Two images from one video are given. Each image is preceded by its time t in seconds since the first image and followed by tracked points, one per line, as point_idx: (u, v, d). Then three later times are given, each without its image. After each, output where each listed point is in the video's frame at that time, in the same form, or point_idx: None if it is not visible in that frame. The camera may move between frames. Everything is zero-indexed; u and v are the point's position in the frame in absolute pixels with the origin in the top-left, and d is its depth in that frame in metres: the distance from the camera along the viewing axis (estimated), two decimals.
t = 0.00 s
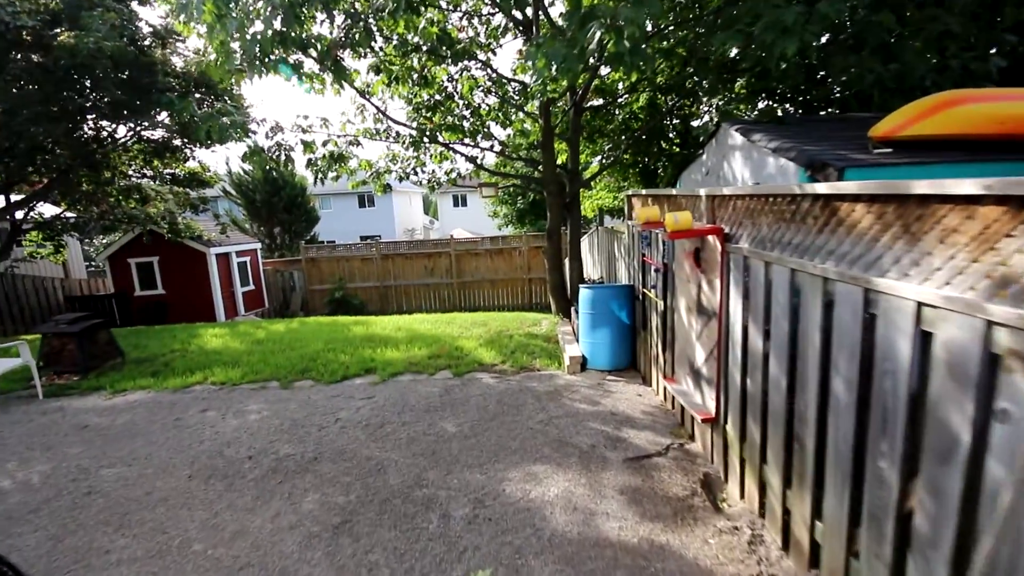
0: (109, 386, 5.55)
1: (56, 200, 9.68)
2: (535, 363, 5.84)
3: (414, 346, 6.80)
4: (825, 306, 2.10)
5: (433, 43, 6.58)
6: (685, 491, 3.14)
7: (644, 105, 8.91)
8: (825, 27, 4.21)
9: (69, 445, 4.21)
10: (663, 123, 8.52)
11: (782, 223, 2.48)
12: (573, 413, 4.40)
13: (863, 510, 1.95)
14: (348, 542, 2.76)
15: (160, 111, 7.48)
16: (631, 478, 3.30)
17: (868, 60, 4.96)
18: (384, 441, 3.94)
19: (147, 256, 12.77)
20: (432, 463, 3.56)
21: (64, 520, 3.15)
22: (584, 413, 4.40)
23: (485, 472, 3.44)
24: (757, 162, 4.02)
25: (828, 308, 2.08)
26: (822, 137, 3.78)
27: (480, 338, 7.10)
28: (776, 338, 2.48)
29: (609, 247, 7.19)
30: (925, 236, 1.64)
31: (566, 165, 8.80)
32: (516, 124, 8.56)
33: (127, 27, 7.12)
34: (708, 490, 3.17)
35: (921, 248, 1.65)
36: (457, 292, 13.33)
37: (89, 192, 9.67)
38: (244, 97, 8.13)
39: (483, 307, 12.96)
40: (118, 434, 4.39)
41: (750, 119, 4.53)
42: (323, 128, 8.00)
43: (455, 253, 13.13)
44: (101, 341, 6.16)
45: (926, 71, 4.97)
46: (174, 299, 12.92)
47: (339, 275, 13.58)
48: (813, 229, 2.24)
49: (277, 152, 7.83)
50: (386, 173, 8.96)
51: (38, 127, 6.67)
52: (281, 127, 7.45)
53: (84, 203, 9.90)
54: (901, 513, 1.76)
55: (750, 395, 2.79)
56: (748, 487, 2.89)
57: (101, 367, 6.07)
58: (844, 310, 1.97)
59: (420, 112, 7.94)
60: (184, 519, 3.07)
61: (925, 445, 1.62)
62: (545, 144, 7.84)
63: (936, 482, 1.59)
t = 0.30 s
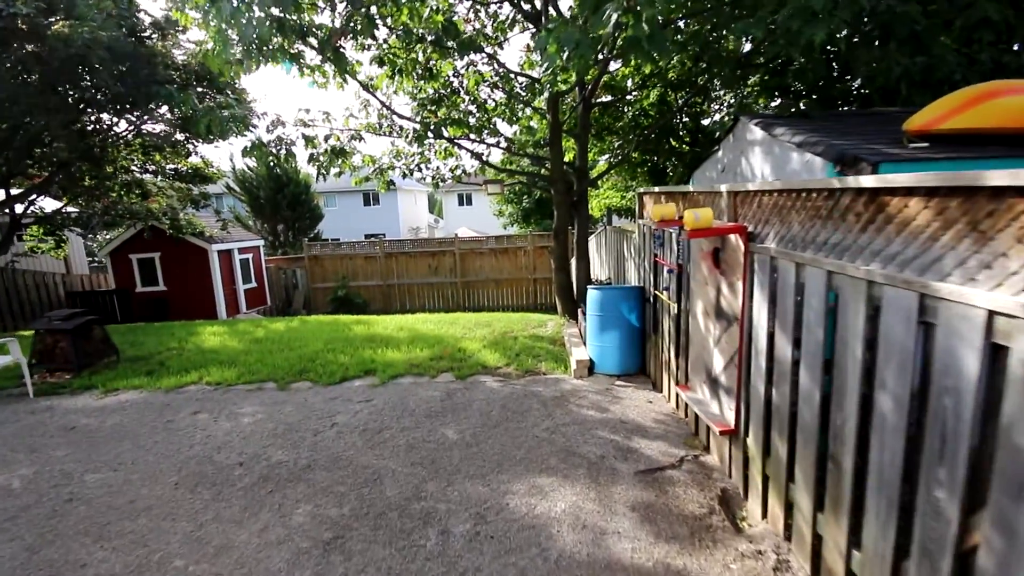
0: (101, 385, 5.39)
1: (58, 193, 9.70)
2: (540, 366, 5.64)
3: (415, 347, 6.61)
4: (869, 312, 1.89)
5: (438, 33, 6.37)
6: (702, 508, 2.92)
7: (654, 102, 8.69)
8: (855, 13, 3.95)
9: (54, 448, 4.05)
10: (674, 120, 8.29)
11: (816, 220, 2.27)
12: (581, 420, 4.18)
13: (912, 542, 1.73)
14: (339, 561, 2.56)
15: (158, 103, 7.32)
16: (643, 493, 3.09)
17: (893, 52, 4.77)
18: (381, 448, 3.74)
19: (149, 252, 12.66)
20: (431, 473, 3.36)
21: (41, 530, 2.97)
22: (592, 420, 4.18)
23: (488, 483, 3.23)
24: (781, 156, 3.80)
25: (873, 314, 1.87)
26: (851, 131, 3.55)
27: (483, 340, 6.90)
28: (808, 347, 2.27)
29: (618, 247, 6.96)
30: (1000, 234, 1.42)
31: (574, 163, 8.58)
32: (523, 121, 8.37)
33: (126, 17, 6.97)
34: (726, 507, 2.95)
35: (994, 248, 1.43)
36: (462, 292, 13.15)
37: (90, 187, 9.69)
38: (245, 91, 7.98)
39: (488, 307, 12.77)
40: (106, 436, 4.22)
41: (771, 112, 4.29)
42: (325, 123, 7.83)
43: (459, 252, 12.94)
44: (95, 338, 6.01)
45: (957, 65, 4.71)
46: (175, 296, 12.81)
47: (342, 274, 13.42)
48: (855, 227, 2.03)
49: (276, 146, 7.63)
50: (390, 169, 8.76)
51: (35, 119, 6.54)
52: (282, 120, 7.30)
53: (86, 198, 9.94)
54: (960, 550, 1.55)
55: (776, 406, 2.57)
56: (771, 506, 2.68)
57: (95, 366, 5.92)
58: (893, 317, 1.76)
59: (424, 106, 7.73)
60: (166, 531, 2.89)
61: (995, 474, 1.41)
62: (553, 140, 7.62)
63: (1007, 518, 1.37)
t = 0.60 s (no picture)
0: (89, 382, 5.21)
1: (57, 188, 9.62)
2: (544, 369, 5.42)
3: (415, 347, 6.41)
4: (920, 314, 1.66)
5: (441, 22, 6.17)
6: (719, 525, 2.69)
7: (663, 99, 8.47)
8: None
9: (33, 449, 3.86)
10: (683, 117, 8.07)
11: (855, 212, 2.04)
12: (587, 427, 3.96)
13: None
14: None
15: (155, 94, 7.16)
16: (655, 507, 2.86)
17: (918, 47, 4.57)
18: (375, 453, 3.53)
19: (148, 247, 12.53)
20: (427, 482, 3.15)
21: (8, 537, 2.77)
22: (598, 426, 3.96)
23: (487, 494, 3.02)
24: (803, 149, 3.58)
25: (925, 315, 1.65)
26: (880, 121, 3.32)
27: (486, 340, 6.68)
28: (843, 353, 2.05)
29: (625, 247, 6.74)
30: None
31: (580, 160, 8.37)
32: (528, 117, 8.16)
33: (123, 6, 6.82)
34: (745, 524, 2.73)
35: None
36: (464, 292, 12.95)
37: (91, 181, 9.64)
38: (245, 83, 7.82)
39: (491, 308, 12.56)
40: (88, 437, 4.03)
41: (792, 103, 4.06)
42: (325, 116, 7.64)
43: (462, 251, 12.75)
44: (86, 334, 5.83)
45: (988, 58, 4.46)
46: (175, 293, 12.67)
47: (343, 272, 13.24)
48: (902, 218, 1.80)
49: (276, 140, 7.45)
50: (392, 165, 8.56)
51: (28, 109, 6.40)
52: (281, 114, 7.12)
53: (86, 193, 9.89)
54: None
55: (803, 417, 2.36)
56: (796, 526, 2.45)
57: (84, 363, 5.74)
58: (952, 320, 1.53)
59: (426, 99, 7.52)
60: (141, 543, 2.69)
61: None
62: (559, 136, 7.41)
63: None
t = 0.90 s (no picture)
0: (76, 380, 5.02)
1: (57, 181, 9.52)
2: (549, 372, 5.19)
3: (415, 348, 6.19)
4: (991, 315, 1.43)
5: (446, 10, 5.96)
6: (740, 547, 2.45)
7: (673, 95, 8.23)
8: None
9: (9, 450, 3.65)
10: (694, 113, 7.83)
11: (905, 200, 1.80)
12: (593, 434, 3.72)
13: None
14: None
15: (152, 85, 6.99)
16: (669, 525, 2.62)
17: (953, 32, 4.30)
18: (368, 460, 3.31)
19: (149, 243, 12.40)
20: (422, 493, 2.92)
21: None
22: (606, 434, 3.72)
23: (487, 507, 2.79)
24: (830, 138, 3.36)
25: (997, 317, 1.42)
26: (914, 110, 3.08)
27: (488, 342, 6.46)
28: (889, 359, 1.82)
29: (633, 246, 6.51)
30: None
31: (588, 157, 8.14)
32: (534, 114, 7.97)
33: None
34: (767, 546, 2.49)
35: None
36: (468, 292, 12.75)
37: (92, 176, 9.51)
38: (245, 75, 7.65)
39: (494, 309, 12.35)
40: (67, 438, 3.82)
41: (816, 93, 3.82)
42: (326, 110, 7.45)
43: (466, 251, 12.56)
44: (76, 330, 5.65)
45: (1022, 50, 4.21)
46: (175, 289, 12.54)
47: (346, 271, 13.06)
48: (966, 205, 1.57)
49: (276, 133, 7.26)
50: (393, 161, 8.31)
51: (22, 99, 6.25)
52: (281, 106, 6.95)
53: (87, 186, 9.83)
54: None
55: (839, 430, 2.12)
56: (828, 551, 2.21)
57: (74, 360, 5.56)
58: None
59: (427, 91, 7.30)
60: (110, 555, 2.48)
61: None
62: (566, 131, 7.19)
63: None
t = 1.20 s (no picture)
0: (65, 379, 4.86)
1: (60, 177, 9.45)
2: (554, 377, 4.97)
3: (416, 350, 6.00)
4: None
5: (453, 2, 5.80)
6: (765, 573, 2.22)
7: (684, 95, 7.97)
8: None
9: None
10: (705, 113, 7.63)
11: (966, 189, 1.60)
12: (601, 444, 3.50)
13: None
14: None
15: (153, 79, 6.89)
16: (686, 547, 2.39)
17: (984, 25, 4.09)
18: (361, 469, 3.11)
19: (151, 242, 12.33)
20: (417, 506, 2.72)
21: None
22: (615, 444, 3.50)
23: (487, 522, 2.58)
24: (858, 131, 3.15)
25: None
26: (951, 100, 2.86)
27: (491, 345, 6.26)
28: (944, 368, 1.60)
29: (643, 248, 6.30)
30: None
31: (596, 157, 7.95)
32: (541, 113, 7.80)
33: None
34: (795, 572, 2.26)
35: None
36: (472, 296, 12.55)
37: (95, 173, 9.31)
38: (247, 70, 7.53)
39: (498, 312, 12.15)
40: (49, 439, 3.65)
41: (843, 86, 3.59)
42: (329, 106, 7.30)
43: (471, 254, 12.38)
44: (69, 328, 5.51)
45: None
46: (177, 289, 12.44)
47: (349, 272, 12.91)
48: None
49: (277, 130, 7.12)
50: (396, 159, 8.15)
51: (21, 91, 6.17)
52: (283, 102, 6.82)
53: (89, 184, 9.72)
54: None
55: (880, 447, 1.90)
56: None
57: (66, 358, 5.41)
58: None
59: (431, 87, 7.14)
60: (77, 570, 2.28)
61: None
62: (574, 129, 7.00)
63: None
